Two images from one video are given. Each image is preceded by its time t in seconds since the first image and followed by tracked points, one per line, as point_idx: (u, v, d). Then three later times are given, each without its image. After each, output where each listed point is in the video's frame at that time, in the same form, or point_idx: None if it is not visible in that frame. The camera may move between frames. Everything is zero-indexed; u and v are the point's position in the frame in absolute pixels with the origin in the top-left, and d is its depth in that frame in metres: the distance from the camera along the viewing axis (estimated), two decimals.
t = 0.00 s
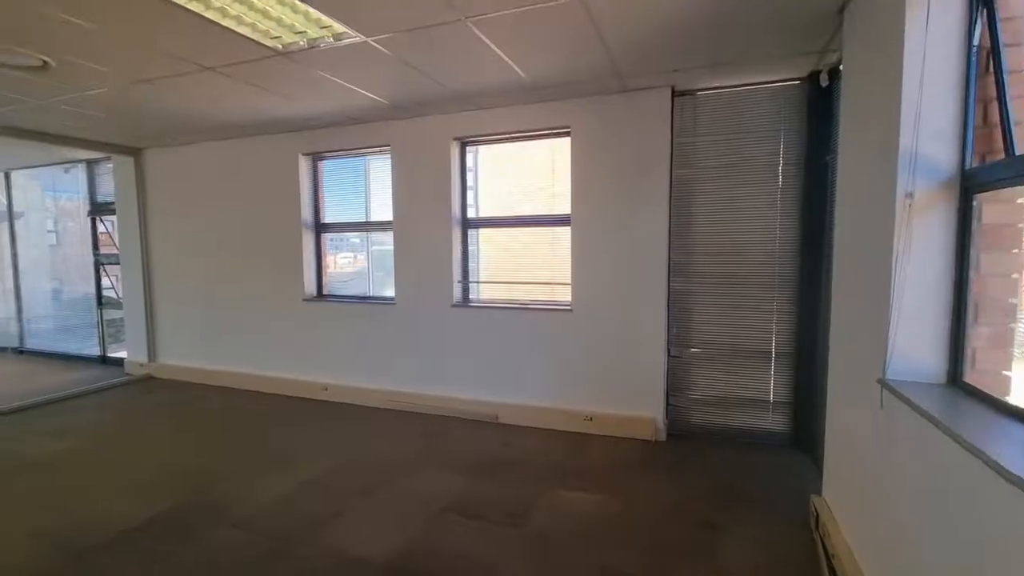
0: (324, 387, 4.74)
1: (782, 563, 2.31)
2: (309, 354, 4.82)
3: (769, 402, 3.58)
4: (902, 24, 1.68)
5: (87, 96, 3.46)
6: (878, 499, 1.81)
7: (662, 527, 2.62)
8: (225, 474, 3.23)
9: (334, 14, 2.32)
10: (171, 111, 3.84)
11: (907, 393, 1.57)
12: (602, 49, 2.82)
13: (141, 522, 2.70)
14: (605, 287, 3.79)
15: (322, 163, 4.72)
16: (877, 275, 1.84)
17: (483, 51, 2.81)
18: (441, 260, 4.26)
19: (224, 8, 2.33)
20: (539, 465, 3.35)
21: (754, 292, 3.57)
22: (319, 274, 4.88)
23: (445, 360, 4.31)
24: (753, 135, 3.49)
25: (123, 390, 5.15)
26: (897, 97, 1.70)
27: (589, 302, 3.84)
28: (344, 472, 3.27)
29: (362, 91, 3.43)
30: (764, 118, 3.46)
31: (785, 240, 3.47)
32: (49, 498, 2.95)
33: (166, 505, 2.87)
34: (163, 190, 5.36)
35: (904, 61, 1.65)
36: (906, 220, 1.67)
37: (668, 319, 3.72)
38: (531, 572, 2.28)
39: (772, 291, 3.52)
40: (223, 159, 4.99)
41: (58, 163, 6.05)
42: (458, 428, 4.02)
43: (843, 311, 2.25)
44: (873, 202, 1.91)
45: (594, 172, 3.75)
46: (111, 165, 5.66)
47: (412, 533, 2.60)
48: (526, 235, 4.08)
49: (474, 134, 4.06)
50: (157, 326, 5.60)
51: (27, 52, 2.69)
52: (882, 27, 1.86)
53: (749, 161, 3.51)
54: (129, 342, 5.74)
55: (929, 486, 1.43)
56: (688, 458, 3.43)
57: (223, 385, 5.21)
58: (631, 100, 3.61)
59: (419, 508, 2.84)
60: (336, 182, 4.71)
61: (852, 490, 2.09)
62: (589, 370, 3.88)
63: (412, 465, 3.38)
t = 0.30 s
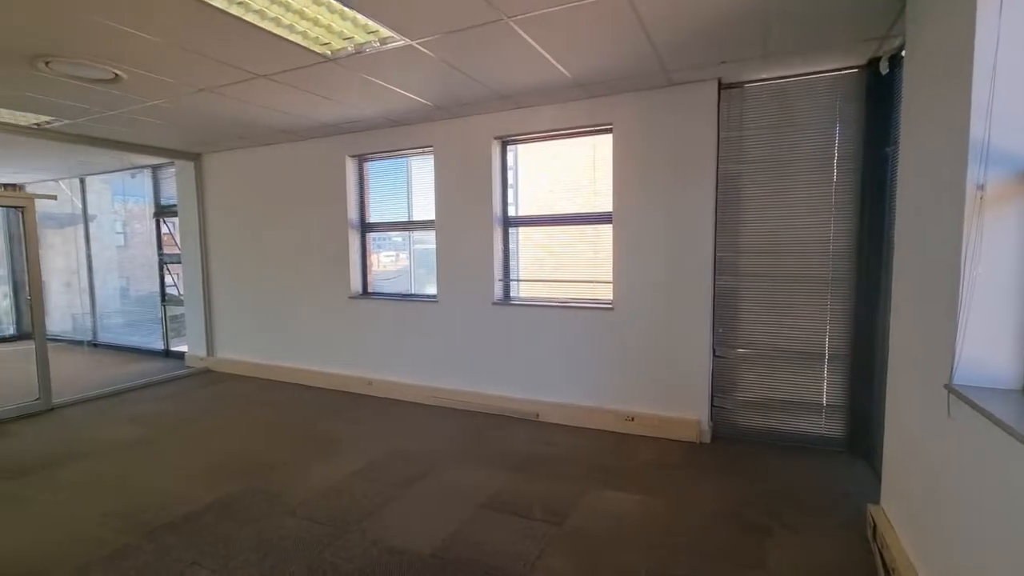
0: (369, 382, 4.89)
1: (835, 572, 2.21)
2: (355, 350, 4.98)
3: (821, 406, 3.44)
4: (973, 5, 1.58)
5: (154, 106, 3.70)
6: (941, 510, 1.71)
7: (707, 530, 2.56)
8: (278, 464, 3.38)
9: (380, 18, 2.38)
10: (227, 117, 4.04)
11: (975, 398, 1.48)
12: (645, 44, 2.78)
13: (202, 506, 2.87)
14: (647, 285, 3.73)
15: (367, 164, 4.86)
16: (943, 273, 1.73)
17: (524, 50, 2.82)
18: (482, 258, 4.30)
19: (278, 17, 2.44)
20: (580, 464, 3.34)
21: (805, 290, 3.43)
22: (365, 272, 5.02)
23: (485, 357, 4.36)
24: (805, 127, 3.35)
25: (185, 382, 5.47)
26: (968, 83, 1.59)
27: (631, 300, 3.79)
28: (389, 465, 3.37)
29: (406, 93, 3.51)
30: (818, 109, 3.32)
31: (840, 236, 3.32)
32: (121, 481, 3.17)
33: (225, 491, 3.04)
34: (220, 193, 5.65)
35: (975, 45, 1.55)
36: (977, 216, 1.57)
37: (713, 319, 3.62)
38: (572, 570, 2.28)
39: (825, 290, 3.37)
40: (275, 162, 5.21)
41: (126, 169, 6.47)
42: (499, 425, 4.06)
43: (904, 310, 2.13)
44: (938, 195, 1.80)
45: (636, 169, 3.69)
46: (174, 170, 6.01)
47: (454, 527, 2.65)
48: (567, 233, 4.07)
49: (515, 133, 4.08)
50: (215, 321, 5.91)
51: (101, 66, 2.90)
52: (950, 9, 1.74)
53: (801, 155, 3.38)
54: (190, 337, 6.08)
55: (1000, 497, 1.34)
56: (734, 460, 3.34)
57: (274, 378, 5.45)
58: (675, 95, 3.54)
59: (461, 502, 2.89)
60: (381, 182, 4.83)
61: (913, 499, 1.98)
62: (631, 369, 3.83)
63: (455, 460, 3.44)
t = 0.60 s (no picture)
0: (412, 378, 5.00)
1: None
2: (399, 346, 5.10)
3: (879, 411, 3.27)
4: None
5: (212, 112, 3.89)
6: (1017, 525, 1.59)
7: (755, 536, 2.49)
8: (327, 456, 3.50)
9: (425, 20, 2.42)
10: (279, 122, 4.21)
11: None
12: (692, 37, 2.71)
13: (257, 494, 3.01)
14: (692, 284, 3.65)
15: (410, 164, 4.97)
16: (1019, 271, 1.61)
17: (567, 47, 2.81)
18: (523, 256, 4.31)
19: (327, 23, 2.52)
20: (621, 464, 3.31)
21: (862, 290, 3.26)
22: (408, 270, 5.13)
23: (526, 355, 4.37)
24: (864, 118, 3.18)
25: (239, 375, 5.74)
26: None
27: (674, 299, 3.72)
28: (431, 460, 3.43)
29: (449, 94, 3.55)
30: (877, 98, 3.14)
31: (901, 233, 3.14)
32: (183, 467, 3.37)
33: (277, 480, 3.18)
34: (271, 194, 5.89)
35: None
36: None
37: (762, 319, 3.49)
38: (614, 571, 2.26)
39: (884, 289, 3.20)
40: (322, 164, 5.39)
41: (186, 173, 6.84)
42: (539, 423, 4.06)
43: (975, 310, 1.99)
44: (1016, 186, 1.67)
45: (681, 164, 3.61)
46: (230, 173, 6.30)
47: (496, 523, 2.67)
48: (608, 230, 4.03)
49: (557, 130, 4.07)
50: (267, 318, 6.18)
51: (165, 76, 3.07)
52: None
53: (858, 147, 3.21)
54: (244, 332, 6.38)
55: None
56: (783, 465, 3.22)
57: (322, 372, 5.65)
58: (722, 88, 3.44)
59: (502, 498, 2.92)
60: (423, 182, 4.92)
61: (984, 512, 1.85)
62: (674, 369, 3.76)
63: (496, 456, 3.47)
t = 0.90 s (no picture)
0: (454, 374, 5.08)
1: None
2: (441, 342, 5.19)
3: (946, 419, 3.07)
4: None
5: (268, 116, 4.06)
6: None
7: (807, 545, 2.39)
8: (373, 449, 3.61)
9: (471, 19, 2.45)
10: (329, 124, 4.35)
11: None
12: (744, 28, 2.61)
13: (307, 483, 3.13)
14: (741, 283, 3.53)
15: (454, 163, 5.03)
16: None
17: (613, 43, 2.77)
18: (565, 254, 4.29)
19: (376, 26, 2.59)
20: (665, 466, 3.25)
21: (929, 290, 3.06)
22: (450, 267, 5.20)
23: (567, 353, 4.36)
24: (932, 108, 2.99)
25: (290, 367, 5.98)
26: None
27: (722, 299, 3.61)
28: (473, 456, 3.47)
29: (494, 92, 3.58)
30: (948, 86, 2.95)
31: (973, 229, 2.93)
32: (240, 455, 3.54)
33: (326, 470, 3.30)
34: (321, 194, 6.10)
35: None
36: None
37: (816, 320, 3.34)
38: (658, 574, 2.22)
39: (953, 290, 3.00)
40: (369, 164, 5.54)
41: (243, 174, 7.17)
42: (580, 422, 4.04)
43: None
44: None
45: (729, 160, 3.51)
46: (282, 174, 6.57)
47: (537, 520, 2.68)
48: (653, 228, 3.95)
49: (600, 127, 4.03)
50: (316, 313, 6.41)
51: (225, 82, 3.23)
52: None
53: (925, 138, 3.02)
54: (295, 327, 6.64)
55: None
56: (838, 473, 3.08)
57: (368, 367, 5.82)
58: (775, 80, 3.30)
59: (544, 496, 2.92)
60: (466, 181, 4.98)
61: None
62: (721, 370, 3.66)
63: (537, 454, 3.48)
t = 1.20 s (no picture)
0: (496, 370, 5.12)
1: None
2: (484, 339, 5.24)
3: None
4: None
5: (320, 116, 4.20)
6: None
7: (865, 558, 2.27)
8: (417, 441, 3.68)
9: (519, 16, 2.45)
10: (377, 123, 4.46)
11: None
12: (803, 16, 2.50)
13: (354, 472, 3.23)
14: (796, 283, 3.39)
15: (498, 160, 5.05)
16: None
17: (663, 35, 2.71)
18: (609, 252, 4.23)
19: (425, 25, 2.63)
20: (711, 470, 3.16)
21: (1007, 293, 2.84)
22: (493, 264, 5.24)
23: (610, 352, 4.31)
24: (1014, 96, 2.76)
25: (338, 360, 6.18)
26: None
27: (775, 299, 3.48)
28: (514, 452, 3.49)
29: (540, 89, 3.57)
30: None
31: None
32: (292, 443, 3.70)
33: (372, 461, 3.39)
34: (369, 191, 6.26)
35: None
36: None
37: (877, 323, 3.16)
38: None
39: None
40: (415, 162, 5.64)
41: (295, 173, 7.44)
42: (623, 422, 3.99)
43: None
44: None
45: (784, 155, 3.37)
46: (332, 173, 6.78)
47: (579, 518, 2.67)
48: (701, 225, 3.84)
49: (648, 122, 3.95)
50: (362, 308, 6.60)
51: (281, 85, 3.36)
52: None
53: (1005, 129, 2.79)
54: (343, 320, 6.86)
55: None
56: (899, 484, 2.91)
57: (412, 361, 5.94)
58: (836, 69, 3.14)
59: (585, 494, 2.90)
60: (510, 178, 5.00)
61: None
62: (771, 373, 3.53)
63: (579, 452, 3.46)
